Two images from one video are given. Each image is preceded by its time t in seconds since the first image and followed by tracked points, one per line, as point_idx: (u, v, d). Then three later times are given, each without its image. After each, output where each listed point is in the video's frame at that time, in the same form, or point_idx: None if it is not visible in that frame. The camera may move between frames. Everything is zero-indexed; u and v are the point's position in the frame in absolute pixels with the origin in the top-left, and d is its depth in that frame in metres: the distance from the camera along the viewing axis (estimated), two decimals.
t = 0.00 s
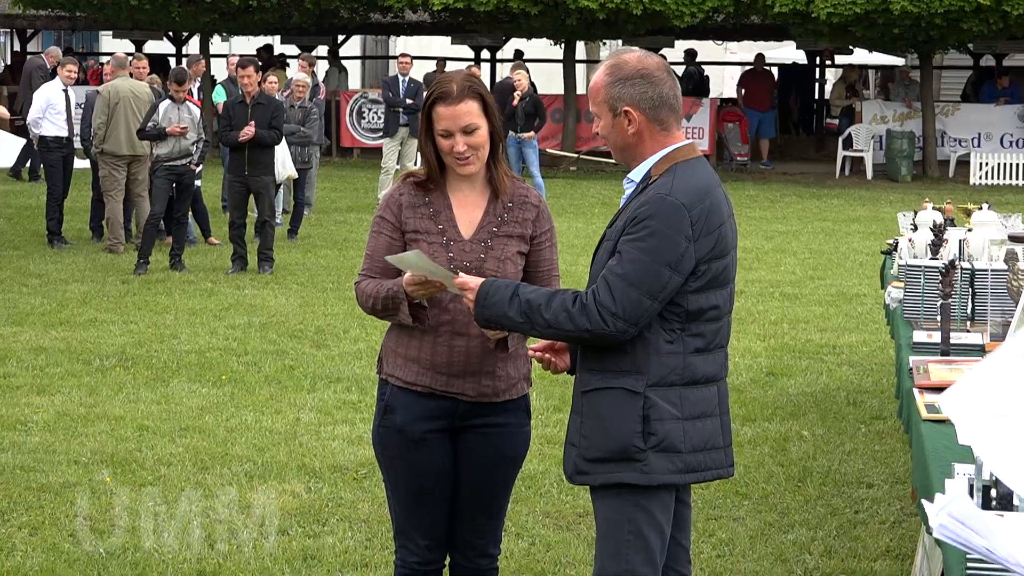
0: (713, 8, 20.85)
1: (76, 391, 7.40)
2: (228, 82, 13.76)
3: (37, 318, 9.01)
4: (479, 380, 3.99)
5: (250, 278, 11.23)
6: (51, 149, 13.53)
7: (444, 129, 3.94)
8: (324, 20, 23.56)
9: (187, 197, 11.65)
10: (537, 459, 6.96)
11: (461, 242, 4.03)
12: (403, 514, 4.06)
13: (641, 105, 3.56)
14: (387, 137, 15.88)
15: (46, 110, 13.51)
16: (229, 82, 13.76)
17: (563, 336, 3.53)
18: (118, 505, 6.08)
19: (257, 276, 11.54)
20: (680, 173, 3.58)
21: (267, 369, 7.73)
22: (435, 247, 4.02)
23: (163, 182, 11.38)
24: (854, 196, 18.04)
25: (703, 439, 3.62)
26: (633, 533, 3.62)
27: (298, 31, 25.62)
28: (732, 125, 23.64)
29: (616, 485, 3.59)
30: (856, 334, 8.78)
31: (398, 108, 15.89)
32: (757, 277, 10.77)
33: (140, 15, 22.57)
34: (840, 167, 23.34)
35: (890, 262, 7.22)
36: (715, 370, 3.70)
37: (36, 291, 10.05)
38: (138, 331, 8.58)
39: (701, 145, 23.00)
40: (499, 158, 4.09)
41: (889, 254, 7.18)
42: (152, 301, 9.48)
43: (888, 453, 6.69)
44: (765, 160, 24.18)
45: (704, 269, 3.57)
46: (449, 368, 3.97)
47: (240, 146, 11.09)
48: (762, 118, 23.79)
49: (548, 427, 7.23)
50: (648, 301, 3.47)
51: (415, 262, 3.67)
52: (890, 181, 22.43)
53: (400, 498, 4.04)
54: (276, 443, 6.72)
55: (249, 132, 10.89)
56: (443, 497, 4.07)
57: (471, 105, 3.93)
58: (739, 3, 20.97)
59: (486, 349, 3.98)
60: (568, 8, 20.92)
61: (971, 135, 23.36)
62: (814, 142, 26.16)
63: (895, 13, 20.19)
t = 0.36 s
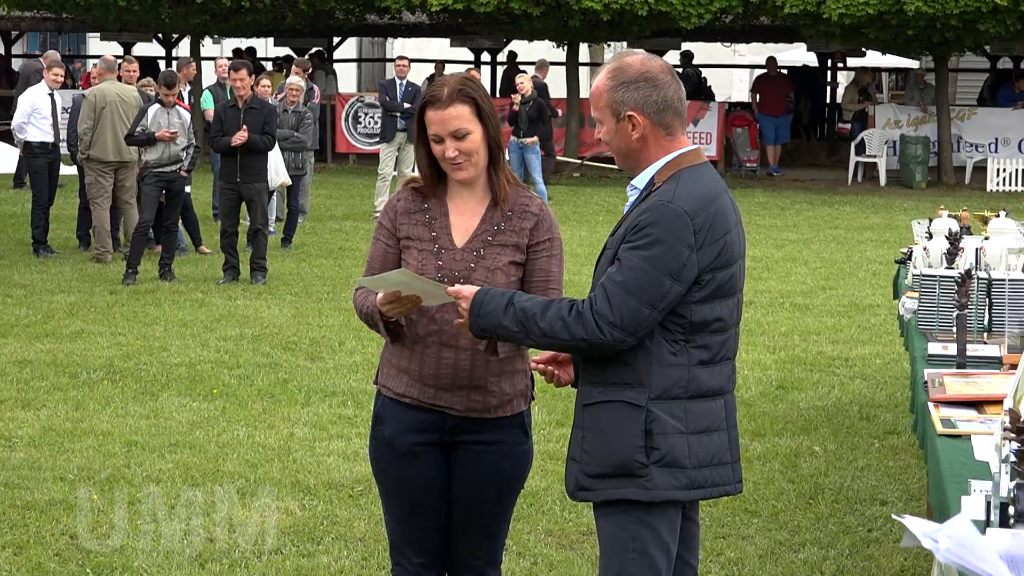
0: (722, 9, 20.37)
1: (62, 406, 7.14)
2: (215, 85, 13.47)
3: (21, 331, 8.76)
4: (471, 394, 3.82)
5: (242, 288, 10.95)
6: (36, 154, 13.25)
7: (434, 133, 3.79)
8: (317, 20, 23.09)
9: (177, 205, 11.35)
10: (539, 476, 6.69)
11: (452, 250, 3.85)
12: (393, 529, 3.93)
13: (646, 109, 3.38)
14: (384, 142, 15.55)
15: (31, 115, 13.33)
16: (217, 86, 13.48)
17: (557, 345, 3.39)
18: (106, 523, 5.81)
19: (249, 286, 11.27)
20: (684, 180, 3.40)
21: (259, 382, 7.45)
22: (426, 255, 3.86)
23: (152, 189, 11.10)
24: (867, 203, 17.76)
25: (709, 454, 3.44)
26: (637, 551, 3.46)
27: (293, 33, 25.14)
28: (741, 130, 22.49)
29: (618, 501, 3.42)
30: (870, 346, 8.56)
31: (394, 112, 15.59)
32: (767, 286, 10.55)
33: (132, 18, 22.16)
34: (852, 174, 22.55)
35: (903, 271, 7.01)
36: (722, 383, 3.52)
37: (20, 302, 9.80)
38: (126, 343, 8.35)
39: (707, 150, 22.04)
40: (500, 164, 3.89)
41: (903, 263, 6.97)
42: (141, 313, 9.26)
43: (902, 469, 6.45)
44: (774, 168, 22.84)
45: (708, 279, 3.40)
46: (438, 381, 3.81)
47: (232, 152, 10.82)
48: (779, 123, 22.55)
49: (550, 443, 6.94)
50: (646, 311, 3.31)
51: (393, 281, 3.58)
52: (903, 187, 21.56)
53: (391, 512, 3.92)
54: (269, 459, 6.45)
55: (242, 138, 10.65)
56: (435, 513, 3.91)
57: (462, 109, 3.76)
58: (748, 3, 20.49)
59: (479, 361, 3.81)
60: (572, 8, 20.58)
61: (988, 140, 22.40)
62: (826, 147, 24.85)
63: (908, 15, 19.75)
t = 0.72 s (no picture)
0: (731, 6, 19.61)
1: (46, 416, 6.88)
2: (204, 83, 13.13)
3: (3, 340, 8.48)
4: (467, 407, 3.61)
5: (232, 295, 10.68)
6: (19, 155, 12.90)
7: (428, 135, 3.59)
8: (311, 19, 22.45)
9: (166, 208, 11.15)
10: (540, 489, 6.37)
11: (449, 257, 3.64)
12: (386, 548, 3.70)
13: (661, 110, 3.23)
14: (380, 144, 15.23)
15: (14, 114, 13.01)
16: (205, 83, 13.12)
17: (559, 352, 3.24)
18: (92, 538, 5.53)
19: (241, 292, 11.00)
20: (697, 183, 3.25)
21: (250, 393, 7.16)
22: (422, 260, 3.66)
23: (139, 192, 10.90)
24: (881, 207, 17.44)
25: (721, 466, 3.26)
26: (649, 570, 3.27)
27: (287, 30, 24.53)
28: (750, 132, 21.71)
29: (626, 515, 3.25)
30: (883, 355, 8.34)
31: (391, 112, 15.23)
32: (776, 293, 10.34)
33: (123, 17, 21.65)
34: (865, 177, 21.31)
35: (920, 278, 6.78)
36: (737, 393, 3.34)
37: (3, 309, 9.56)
38: (113, 352, 8.11)
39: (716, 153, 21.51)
40: (500, 167, 3.67)
41: (919, 270, 6.73)
42: (127, 320, 9.03)
43: (917, 483, 6.20)
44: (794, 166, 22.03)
45: (719, 285, 3.23)
46: (433, 393, 3.61)
47: (223, 152, 10.57)
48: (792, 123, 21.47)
49: (552, 455, 6.65)
50: (653, 317, 3.15)
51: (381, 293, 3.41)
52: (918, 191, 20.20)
53: (385, 527, 3.68)
54: (261, 471, 6.17)
55: (232, 138, 10.41)
56: (431, 529, 3.68)
57: (457, 109, 3.56)
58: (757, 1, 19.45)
59: (476, 373, 3.60)
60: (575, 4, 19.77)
61: (1007, 143, 20.89)
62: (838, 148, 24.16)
63: (924, 12, 18.42)
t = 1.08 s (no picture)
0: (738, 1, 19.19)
1: (28, 425, 6.64)
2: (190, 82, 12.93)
3: None
4: (470, 418, 3.45)
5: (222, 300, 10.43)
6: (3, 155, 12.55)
7: (434, 131, 3.44)
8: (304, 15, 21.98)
9: (152, 210, 10.94)
10: (541, 502, 6.11)
11: (445, 261, 3.48)
12: (384, 564, 3.54)
13: (672, 109, 3.11)
14: (374, 143, 15.06)
15: None
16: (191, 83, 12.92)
17: (614, 397, 3.04)
18: (74, 553, 5.29)
19: (230, 297, 10.70)
20: (711, 181, 3.13)
21: (240, 402, 6.93)
22: (417, 267, 3.50)
23: (125, 193, 10.69)
24: (893, 211, 17.17)
25: (742, 476, 3.16)
26: None
27: (281, 26, 24.05)
28: (759, 132, 21.23)
29: (648, 534, 3.12)
30: (896, 364, 8.11)
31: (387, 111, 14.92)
32: (786, 299, 10.12)
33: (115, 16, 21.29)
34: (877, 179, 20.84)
35: (933, 284, 6.59)
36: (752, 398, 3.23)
37: None
38: (98, 359, 7.88)
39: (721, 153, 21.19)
40: (495, 165, 3.53)
41: (932, 276, 6.54)
42: (113, 326, 8.82)
43: (932, 497, 5.96)
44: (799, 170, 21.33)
45: (746, 289, 3.11)
46: (434, 403, 3.45)
47: (212, 152, 10.36)
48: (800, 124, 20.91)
49: (552, 467, 6.40)
50: (698, 327, 3.01)
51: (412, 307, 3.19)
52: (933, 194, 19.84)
53: (382, 543, 3.52)
54: (251, 483, 5.92)
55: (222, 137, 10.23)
56: (431, 545, 3.52)
57: (468, 101, 3.43)
58: None
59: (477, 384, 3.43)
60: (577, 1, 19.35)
61: None
62: (849, 149, 23.74)
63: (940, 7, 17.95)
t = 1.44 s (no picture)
0: None
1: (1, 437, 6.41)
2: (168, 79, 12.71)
3: None
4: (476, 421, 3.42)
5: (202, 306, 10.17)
6: None
7: (436, 130, 3.43)
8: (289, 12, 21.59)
9: (129, 212, 10.70)
10: (534, 515, 5.87)
11: (437, 265, 3.48)
12: None
13: (667, 105, 3.00)
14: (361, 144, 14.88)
15: None
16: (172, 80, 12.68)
17: (687, 434, 2.92)
18: (47, 569, 5.05)
19: (211, 303, 10.46)
20: (717, 179, 3.01)
21: (222, 412, 6.70)
22: (410, 275, 3.47)
23: (100, 193, 10.44)
24: (900, 213, 16.94)
25: (763, 489, 3.09)
26: None
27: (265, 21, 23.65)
28: (760, 132, 20.93)
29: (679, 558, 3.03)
30: (903, 372, 7.90)
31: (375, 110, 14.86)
32: (791, 305, 9.90)
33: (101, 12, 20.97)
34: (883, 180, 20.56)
35: (942, 289, 6.38)
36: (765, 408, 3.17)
37: None
38: (75, 368, 7.64)
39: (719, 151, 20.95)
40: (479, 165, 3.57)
41: (940, 280, 6.33)
42: (89, 333, 8.60)
43: (940, 510, 5.75)
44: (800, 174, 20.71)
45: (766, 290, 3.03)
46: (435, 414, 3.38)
47: (194, 152, 10.14)
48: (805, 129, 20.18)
49: (546, 480, 6.15)
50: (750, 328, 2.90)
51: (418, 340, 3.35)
52: (941, 195, 19.59)
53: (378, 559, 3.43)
54: (234, 496, 5.69)
55: (204, 137, 10.04)
56: (427, 561, 3.45)
57: (469, 101, 3.44)
58: None
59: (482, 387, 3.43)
60: None
61: None
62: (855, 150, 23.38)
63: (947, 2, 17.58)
